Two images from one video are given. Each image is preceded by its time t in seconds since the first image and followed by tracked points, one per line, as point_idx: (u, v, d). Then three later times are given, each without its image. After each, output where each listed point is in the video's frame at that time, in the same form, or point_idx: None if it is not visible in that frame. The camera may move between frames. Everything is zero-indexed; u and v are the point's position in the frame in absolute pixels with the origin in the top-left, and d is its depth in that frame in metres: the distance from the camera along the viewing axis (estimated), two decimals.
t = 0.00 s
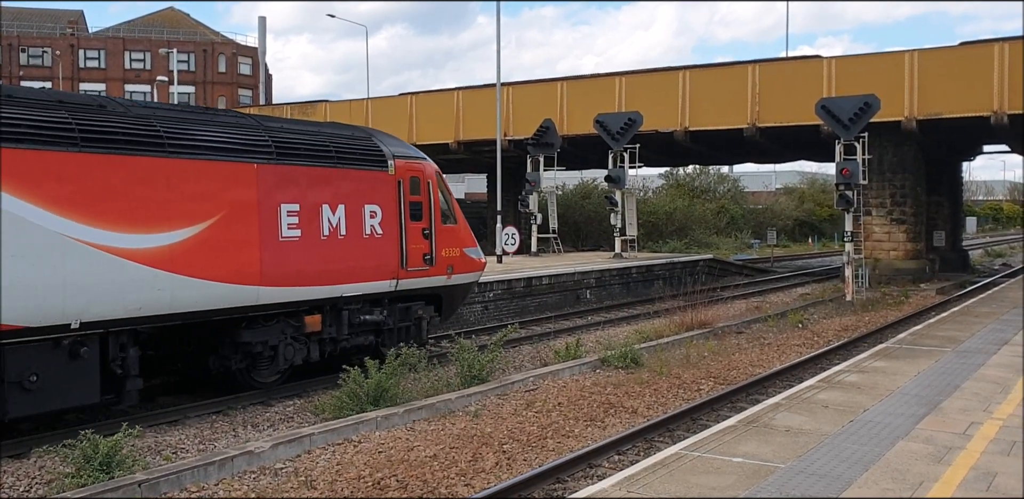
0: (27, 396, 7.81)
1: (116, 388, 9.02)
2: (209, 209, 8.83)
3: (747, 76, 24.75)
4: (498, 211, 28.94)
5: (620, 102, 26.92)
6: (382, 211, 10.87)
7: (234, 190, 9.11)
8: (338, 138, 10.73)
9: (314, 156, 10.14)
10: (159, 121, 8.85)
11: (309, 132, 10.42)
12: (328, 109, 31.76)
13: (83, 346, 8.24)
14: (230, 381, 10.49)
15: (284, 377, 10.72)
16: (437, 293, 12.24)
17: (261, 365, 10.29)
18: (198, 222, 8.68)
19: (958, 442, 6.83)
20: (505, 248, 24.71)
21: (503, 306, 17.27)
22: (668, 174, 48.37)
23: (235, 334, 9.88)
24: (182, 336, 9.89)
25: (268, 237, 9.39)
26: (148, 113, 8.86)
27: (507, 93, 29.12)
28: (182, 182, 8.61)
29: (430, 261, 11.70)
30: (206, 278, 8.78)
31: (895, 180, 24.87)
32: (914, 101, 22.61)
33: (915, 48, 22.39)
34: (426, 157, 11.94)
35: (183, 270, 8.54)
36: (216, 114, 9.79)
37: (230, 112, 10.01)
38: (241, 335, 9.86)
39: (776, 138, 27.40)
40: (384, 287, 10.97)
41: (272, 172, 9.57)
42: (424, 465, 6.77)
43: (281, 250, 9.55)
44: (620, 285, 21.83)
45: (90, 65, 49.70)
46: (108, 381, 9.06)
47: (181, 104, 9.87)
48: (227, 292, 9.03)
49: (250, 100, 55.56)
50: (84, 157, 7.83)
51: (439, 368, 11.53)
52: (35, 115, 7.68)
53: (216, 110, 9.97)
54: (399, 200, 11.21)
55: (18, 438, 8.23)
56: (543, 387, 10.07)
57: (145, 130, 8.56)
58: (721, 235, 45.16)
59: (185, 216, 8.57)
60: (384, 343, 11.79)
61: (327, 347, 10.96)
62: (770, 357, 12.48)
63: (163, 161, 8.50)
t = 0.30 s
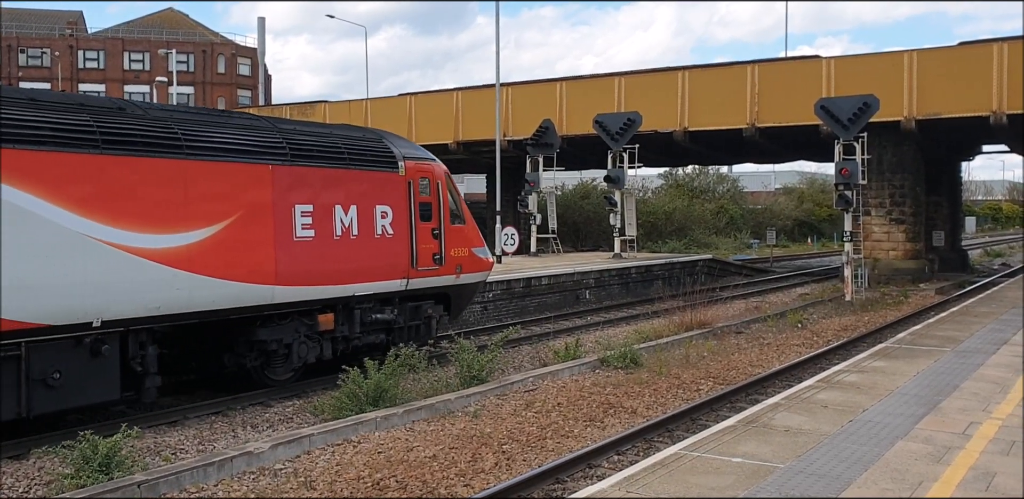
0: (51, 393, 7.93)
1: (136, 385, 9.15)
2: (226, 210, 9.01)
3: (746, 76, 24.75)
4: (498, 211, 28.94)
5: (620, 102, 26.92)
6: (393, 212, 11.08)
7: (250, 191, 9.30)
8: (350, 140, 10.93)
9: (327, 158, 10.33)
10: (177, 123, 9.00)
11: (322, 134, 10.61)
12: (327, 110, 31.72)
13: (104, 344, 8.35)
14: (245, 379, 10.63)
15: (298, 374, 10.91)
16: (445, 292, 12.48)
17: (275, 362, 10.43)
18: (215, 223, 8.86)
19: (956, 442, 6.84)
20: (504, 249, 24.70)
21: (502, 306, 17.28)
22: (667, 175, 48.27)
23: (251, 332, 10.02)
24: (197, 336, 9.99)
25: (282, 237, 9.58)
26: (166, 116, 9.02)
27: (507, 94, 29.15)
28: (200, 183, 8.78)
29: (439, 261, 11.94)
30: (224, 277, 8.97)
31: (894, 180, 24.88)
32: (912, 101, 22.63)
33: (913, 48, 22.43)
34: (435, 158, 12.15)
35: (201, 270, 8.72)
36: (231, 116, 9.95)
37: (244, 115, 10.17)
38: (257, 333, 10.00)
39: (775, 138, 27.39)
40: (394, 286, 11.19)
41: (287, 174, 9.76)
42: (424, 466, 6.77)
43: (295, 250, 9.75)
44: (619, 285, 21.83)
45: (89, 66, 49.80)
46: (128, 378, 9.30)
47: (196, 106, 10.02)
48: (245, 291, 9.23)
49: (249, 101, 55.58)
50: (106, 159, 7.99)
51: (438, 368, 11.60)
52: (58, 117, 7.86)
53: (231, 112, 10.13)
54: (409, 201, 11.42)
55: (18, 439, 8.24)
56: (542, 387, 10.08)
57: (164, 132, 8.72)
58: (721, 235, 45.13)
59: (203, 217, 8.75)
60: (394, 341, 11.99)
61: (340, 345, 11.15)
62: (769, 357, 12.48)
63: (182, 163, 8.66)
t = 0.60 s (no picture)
0: (74, 390, 8.09)
1: (155, 381, 9.26)
2: (244, 210, 9.13)
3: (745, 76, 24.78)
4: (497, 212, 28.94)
5: (619, 103, 26.93)
6: (403, 212, 11.19)
7: (267, 192, 9.41)
8: (362, 141, 11.02)
9: (340, 159, 10.44)
10: (195, 125, 9.11)
11: (335, 136, 10.71)
12: (326, 110, 31.70)
13: (126, 342, 8.49)
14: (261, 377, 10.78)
15: (310, 372, 11.05)
16: (454, 292, 12.56)
17: (290, 360, 10.55)
18: (233, 223, 8.98)
19: (954, 442, 6.84)
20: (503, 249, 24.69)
21: (501, 307, 17.27)
22: (666, 175, 48.25)
23: (266, 331, 10.13)
24: (214, 335, 10.12)
25: (297, 237, 9.70)
26: (185, 118, 9.11)
27: (506, 94, 29.19)
28: (218, 184, 8.90)
29: (449, 260, 12.05)
30: (242, 277, 9.09)
31: (893, 180, 24.86)
32: (911, 101, 22.67)
33: (912, 49, 22.47)
34: (444, 159, 12.26)
35: (220, 269, 8.85)
36: (247, 118, 10.05)
37: (259, 117, 10.27)
38: (273, 331, 10.11)
39: (774, 138, 27.38)
40: (405, 285, 11.30)
41: (301, 175, 9.86)
42: (423, 466, 6.78)
43: (310, 249, 9.87)
44: (619, 286, 21.83)
45: (88, 67, 49.74)
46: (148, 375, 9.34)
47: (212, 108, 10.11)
48: (262, 290, 9.34)
49: (249, 101, 55.50)
50: (128, 161, 8.10)
51: (436, 368, 11.66)
52: (81, 120, 7.97)
53: (246, 114, 10.23)
54: (419, 201, 11.52)
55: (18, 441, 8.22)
56: (542, 388, 10.07)
57: (183, 134, 8.82)
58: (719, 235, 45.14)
59: (222, 217, 8.86)
60: (405, 340, 12.06)
61: (352, 344, 11.23)
62: (768, 357, 12.48)
63: (201, 165, 8.77)
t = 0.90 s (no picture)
0: (98, 387, 8.15)
1: (175, 378, 9.33)
2: (261, 211, 9.18)
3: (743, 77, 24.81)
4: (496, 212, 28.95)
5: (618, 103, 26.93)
6: (415, 212, 11.20)
7: (283, 193, 9.45)
8: (374, 143, 11.05)
9: (353, 160, 10.46)
10: (213, 128, 9.16)
11: (348, 137, 10.74)
12: (325, 111, 31.69)
13: (147, 340, 8.55)
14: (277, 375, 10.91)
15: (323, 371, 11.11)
16: (464, 291, 12.57)
17: (305, 358, 10.66)
18: (251, 224, 9.04)
19: (952, 442, 6.84)
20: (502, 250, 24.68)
21: (501, 308, 17.25)
22: (665, 175, 48.22)
23: (282, 329, 10.23)
24: (232, 332, 10.21)
25: (312, 237, 9.73)
26: (203, 121, 9.17)
27: (506, 95, 29.22)
28: (236, 186, 8.96)
29: (459, 260, 12.06)
30: (259, 276, 9.15)
31: (892, 180, 24.87)
32: (910, 101, 22.71)
33: (911, 48, 22.50)
34: (455, 161, 12.26)
35: (238, 269, 8.91)
36: (263, 120, 10.09)
37: (275, 119, 10.32)
38: (288, 329, 10.20)
39: (773, 138, 27.39)
40: (416, 284, 11.33)
41: (316, 177, 9.89)
42: (422, 467, 6.78)
43: (324, 249, 9.90)
44: (618, 286, 21.83)
45: (87, 68, 49.71)
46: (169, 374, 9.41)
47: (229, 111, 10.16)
48: (277, 289, 9.38)
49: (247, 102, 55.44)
50: (149, 163, 8.17)
51: (436, 368, 11.64)
52: (102, 123, 8.04)
53: (263, 117, 10.28)
54: (430, 202, 11.54)
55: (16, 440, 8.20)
56: (541, 388, 10.07)
57: (201, 136, 8.88)
58: (718, 235, 45.16)
59: (240, 218, 8.93)
60: (416, 339, 12.06)
61: (365, 343, 11.26)
62: (767, 357, 12.49)
63: (219, 166, 8.83)
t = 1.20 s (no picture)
0: (123, 383, 8.19)
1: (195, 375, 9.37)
2: (279, 211, 9.19)
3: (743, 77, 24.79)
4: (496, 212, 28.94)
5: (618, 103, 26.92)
6: (428, 212, 11.21)
7: (301, 193, 9.46)
8: (388, 143, 11.06)
9: (368, 161, 10.46)
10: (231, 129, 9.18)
11: (362, 139, 10.74)
12: (324, 111, 31.71)
13: (170, 337, 8.59)
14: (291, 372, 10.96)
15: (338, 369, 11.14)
16: (474, 289, 12.54)
17: (321, 356, 10.65)
18: (269, 224, 9.06)
19: (951, 442, 6.84)
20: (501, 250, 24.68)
21: (500, 308, 17.26)
22: (664, 175, 48.21)
23: (298, 327, 10.23)
24: (250, 328, 10.28)
25: (328, 237, 9.74)
26: (223, 123, 9.20)
27: (505, 95, 29.20)
28: (256, 186, 8.98)
29: (469, 260, 12.06)
30: (278, 276, 9.16)
31: (892, 180, 24.89)
32: (910, 101, 22.70)
33: (910, 48, 22.46)
34: (465, 162, 12.25)
35: (257, 269, 8.93)
36: (279, 122, 10.11)
37: (291, 121, 10.34)
38: (305, 327, 10.19)
39: (773, 138, 27.40)
40: (428, 284, 11.34)
41: (332, 178, 9.90)
42: (422, 467, 6.79)
43: (340, 249, 9.91)
44: (617, 286, 21.84)
45: (86, 69, 49.74)
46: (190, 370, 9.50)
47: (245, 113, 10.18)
48: (295, 288, 9.39)
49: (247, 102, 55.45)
50: (171, 163, 8.20)
51: (435, 368, 11.62)
52: (125, 124, 8.06)
53: (279, 119, 10.29)
54: (442, 202, 11.54)
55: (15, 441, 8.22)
56: (541, 388, 10.06)
57: (221, 137, 8.90)
58: (717, 235, 45.30)
59: (259, 217, 8.95)
60: (428, 336, 12.06)
61: (379, 341, 11.26)
62: (767, 357, 12.50)
63: (239, 167, 8.85)
